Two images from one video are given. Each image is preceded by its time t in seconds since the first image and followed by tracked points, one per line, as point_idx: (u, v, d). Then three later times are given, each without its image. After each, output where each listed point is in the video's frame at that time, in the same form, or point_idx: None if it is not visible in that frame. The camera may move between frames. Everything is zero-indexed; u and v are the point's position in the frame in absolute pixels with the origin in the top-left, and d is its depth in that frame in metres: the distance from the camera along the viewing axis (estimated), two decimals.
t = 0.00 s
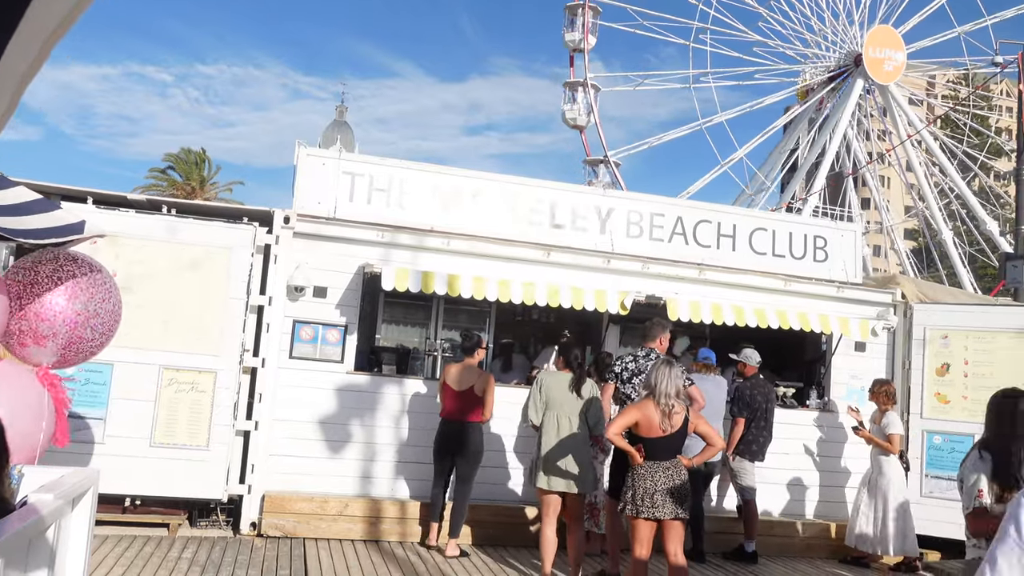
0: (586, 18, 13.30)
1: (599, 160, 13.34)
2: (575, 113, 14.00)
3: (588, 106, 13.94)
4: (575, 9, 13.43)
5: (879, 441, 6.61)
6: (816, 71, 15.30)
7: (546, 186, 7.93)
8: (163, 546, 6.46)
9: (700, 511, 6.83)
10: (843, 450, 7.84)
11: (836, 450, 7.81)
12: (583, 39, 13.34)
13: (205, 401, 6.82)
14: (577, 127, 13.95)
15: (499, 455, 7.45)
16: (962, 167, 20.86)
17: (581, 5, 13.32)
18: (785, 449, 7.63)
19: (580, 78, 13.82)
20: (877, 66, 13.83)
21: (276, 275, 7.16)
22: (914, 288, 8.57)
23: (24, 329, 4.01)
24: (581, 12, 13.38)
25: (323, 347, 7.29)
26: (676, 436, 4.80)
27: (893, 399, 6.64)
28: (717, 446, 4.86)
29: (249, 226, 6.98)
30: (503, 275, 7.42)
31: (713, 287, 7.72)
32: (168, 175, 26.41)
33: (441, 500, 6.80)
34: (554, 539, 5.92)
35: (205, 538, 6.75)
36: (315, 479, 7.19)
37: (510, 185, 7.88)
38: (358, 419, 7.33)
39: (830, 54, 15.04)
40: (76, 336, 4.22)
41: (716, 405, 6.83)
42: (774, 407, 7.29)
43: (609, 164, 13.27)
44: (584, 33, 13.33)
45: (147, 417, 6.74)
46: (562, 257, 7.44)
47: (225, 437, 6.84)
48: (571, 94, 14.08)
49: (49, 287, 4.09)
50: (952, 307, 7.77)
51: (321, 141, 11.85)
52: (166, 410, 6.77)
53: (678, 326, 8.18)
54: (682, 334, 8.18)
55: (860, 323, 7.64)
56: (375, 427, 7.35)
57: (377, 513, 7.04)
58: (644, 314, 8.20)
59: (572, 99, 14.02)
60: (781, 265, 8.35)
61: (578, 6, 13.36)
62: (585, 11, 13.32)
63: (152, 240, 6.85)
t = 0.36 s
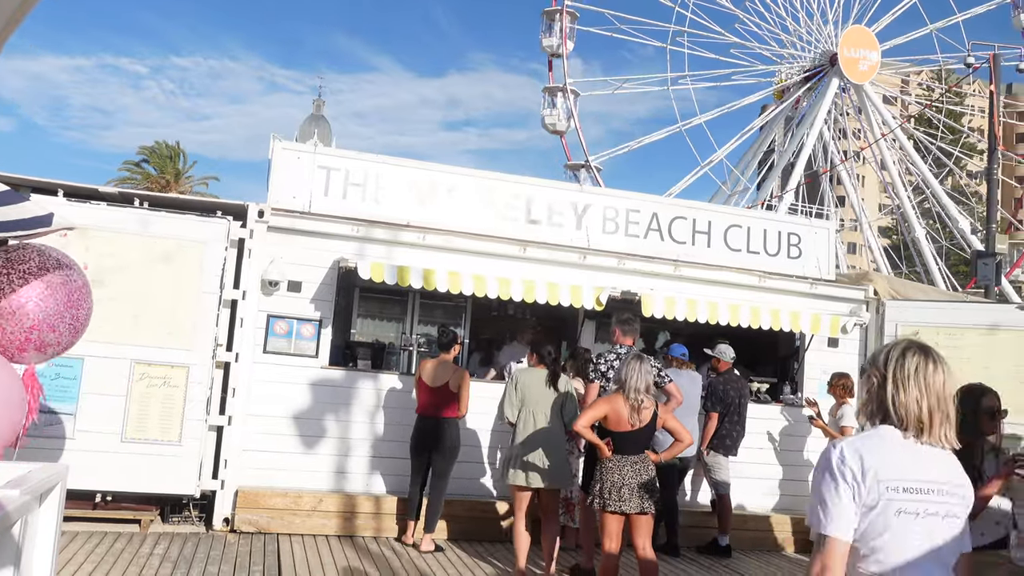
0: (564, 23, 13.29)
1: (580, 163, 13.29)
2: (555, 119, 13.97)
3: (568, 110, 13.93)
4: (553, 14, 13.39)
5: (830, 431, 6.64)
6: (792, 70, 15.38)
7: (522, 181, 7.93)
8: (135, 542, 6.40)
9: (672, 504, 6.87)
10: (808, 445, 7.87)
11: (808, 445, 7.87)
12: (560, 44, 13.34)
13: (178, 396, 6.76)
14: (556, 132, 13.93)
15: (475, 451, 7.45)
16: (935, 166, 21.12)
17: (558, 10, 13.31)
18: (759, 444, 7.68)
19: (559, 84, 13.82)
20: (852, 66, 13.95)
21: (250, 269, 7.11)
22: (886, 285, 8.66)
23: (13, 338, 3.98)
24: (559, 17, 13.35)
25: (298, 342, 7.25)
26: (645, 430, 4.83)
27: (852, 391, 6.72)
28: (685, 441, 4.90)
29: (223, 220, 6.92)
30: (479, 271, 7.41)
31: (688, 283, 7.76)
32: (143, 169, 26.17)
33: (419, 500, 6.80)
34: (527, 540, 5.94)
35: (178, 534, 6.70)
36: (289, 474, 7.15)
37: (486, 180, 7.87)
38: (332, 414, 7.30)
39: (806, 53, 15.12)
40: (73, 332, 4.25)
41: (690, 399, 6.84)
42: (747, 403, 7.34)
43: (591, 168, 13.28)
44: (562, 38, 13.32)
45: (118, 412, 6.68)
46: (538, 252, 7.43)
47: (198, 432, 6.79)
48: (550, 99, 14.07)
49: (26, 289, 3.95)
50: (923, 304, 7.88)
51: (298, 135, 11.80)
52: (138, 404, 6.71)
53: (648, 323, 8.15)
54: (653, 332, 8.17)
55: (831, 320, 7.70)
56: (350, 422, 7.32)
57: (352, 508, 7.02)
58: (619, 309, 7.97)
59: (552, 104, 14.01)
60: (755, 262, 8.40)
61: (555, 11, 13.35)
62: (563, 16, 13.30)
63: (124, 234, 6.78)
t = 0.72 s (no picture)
0: (540, 27, 13.30)
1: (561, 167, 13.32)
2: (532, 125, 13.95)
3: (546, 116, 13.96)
4: (528, 18, 13.38)
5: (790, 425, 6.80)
6: (766, 69, 15.45)
7: (496, 176, 7.91)
8: (102, 539, 6.32)
9: (642, 499, 6.88)
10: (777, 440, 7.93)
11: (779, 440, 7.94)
12: (536, 49, 13.33)
13: (147, 392, 6.67)
14: (534, 136, 13.96)
15: (447, 446, 7.45)
16: (906, 164, 21.38)
17: (534, 14, 13.31)
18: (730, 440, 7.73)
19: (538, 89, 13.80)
20: (826, 64, 14.08)
21: (221, 264, 7.04)
22: (857, 282, 8.74)
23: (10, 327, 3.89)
24: (535, 21, 13.36)
25: (270, 338, 7.20)
26: (616, 426, 4.85)
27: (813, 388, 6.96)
28: (655, 437, 4.89)
29: (193, 213, 6.84)
30: (452, 266, 7.39)
31: (661, 280, 7.79)
32: (114, 162, 25.86)
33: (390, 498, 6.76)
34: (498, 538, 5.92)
35: (146, 531, 6.62)
36: (260, 470, 7.11)
37: (460, 175, 7.84)
38: (304, 410, 7.25)
39: (780, 51, 15.19)
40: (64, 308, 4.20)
41: (662, 394, 6.89)
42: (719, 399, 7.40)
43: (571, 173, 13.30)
44: (538, 43, 13.32)
45: (85, 408, 6.58)
46: (512, 248, 7.41)
47: (167, 429, 6.70)
48: (528, 103, 14.03)
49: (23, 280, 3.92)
50: (892, 301, 7.95)
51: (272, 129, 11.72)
52: (106, 400, 6.61)
53: (623, 318, 8.13)
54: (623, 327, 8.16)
55: (802, 317, 7.83)
56: (322, 418, 7.28)
57: (323, 505, 6.97)
58: (592, 306, 7.92)
59: (530, 108, 13.97)
60: (728, 258, 8.45)
61: (531, 15, 13.35)
62: (539, 20, 13.31)
63: (92, 227, 6.68)
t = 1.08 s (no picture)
0: (516, 33, 13.32)
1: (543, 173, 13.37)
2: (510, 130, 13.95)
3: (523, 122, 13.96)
4: (504, 23, 13.39)
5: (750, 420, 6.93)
6: (741, 69, 15.54)
7: (471, 173, 7.91)
8: (70, 537, 6.25)
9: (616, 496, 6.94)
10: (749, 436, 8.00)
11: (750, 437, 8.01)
12: (512, 55, 13.34)
13: (116, 388, 6.60)
14: (511, 142, 13.94)
15: (421, 443, 7.44)
16: (878, 162, 21.63)
17: (510, 21, 13.33)
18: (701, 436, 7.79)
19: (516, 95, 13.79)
20: (800, 64, 14.25)
21: (192, 259, 6.97)
22: (827, 280, 8.83)
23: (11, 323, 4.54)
24: (511, 27, 13.37)
25: (241, 334, 7.14)
26: (593, 423, 4.86)
27: (773, 381, 7.03)
28: (632, 432, 4.94)
29: (164, 208, 6.76)
30: (426, 262, 7.36)
31: (635, 277, 7.82)
32: (84, 155, 25.53)
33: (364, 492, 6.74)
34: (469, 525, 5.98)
35: (115, 529, 6.55)
36: (231, 467, 7.06)
37: (434, 171, 7.83)
38: (276, 406, 7.21)
39: (753, 51, 15.28)
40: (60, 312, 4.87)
41: (635, 389, 6.93)
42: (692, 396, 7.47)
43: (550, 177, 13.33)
44: (514, 49, 13.33)
45: (53, 404, 6.50)
46: (485, 245, 7.40)
47: (137, 425, 6.62)
48: (506, 109, 14.03)
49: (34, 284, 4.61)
50: (862, 299, 8.05)
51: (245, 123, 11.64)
52: (74, 397, 6.53)
53: (595, 315, 8.16)
54: (594, 325, 8.15)
55: (772, 314, 7.90)
56: (294, 415, 7.24)
57: (295, 502, 6.94)
58: (565, 303, 7.92)
59: (507, 114, 13.98)
60: (701, 256, 8.49)
61: (507, 21, 13.36)
62: (515, 26, 13.33)
63: (60, 222, 6.59)
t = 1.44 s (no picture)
0: (491, 37, 13.29)
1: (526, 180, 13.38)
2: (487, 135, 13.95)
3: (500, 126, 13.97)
4: (478, 27, 13.35)
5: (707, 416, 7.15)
6: (715, 67, 15.61)
7: (446, 168, 7.89)
8: (37, 535, 6.17)
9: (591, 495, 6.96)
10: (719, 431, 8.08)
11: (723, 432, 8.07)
12: (486, 59, 13.32)
13: (85, 383, 6.51)
14: (487, 146, 13.93)
15: (393, 438, 7.44)
16: (850, 160, 21.86)
17: (486, 25, 13.29)
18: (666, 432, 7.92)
19: (493, 100, 13.77)
20: (773, 62, 14.36)
21: (162, 253, 6.89)
22: (798, 277, 8.91)
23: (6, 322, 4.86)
24: (485, 31, 13.33)
25: (212, 329, 7.08)
26: (573, 419, 4.86)
27: (734, 376, 7.19)
28: (610, 427, 4.96)
29: (134, 202, 6.67)
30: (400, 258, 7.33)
31: (608, 273, 7.86)
32: (54, 148, 25.15)
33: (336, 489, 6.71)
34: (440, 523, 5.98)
35: (83, 526, 6.48)
36: (202, 463, 7.00)
37: (408, 166, 7.80)
38: (247, 402, 7.16)
39: (727, 50, 15.35)
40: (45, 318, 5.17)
41: (608, 386, 6.94)
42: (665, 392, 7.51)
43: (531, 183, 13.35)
44: (489, 53, 13.32)
45: (19, 400, 6.41)
46: (458, 240, 7.40)
47: (105, 422, 6.54)
48: (483, 113, 14.01)
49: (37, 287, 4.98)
50: (832, 296, 8.14)
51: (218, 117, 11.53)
52: (42, 393, 6.44)
53: (568, 311, 8.17)
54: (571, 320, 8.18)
55: (745, 310, 7.95)
56: (266, 411, 7.19)
57: (266, 498, 6.90)
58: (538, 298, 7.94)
59: (484, 119, 13.95)
60: (674, 253, 8.54)
61: (482, 25, 13.32)
62: (490, 30, 13.31)
63: (26, 215, 6.48)
